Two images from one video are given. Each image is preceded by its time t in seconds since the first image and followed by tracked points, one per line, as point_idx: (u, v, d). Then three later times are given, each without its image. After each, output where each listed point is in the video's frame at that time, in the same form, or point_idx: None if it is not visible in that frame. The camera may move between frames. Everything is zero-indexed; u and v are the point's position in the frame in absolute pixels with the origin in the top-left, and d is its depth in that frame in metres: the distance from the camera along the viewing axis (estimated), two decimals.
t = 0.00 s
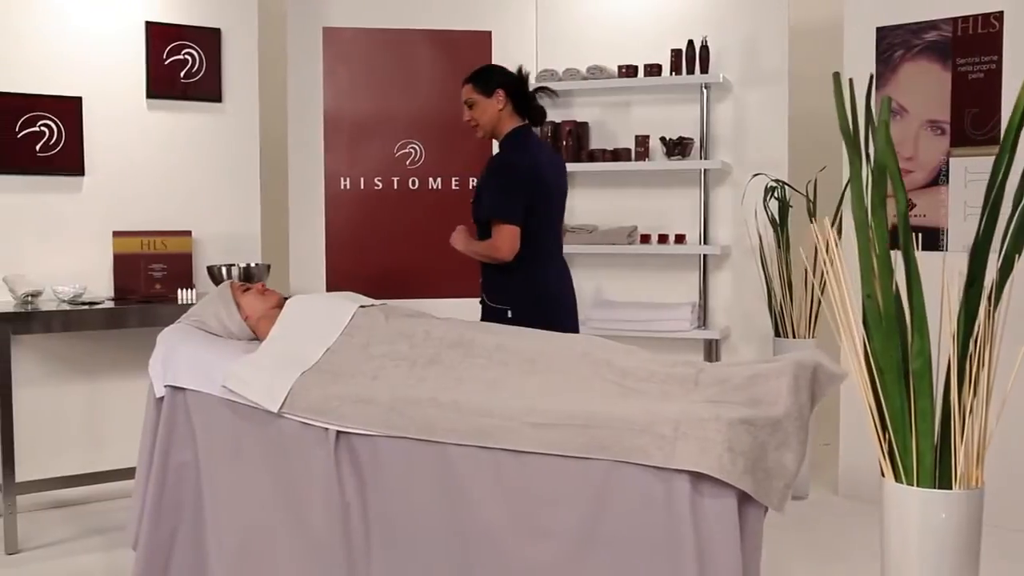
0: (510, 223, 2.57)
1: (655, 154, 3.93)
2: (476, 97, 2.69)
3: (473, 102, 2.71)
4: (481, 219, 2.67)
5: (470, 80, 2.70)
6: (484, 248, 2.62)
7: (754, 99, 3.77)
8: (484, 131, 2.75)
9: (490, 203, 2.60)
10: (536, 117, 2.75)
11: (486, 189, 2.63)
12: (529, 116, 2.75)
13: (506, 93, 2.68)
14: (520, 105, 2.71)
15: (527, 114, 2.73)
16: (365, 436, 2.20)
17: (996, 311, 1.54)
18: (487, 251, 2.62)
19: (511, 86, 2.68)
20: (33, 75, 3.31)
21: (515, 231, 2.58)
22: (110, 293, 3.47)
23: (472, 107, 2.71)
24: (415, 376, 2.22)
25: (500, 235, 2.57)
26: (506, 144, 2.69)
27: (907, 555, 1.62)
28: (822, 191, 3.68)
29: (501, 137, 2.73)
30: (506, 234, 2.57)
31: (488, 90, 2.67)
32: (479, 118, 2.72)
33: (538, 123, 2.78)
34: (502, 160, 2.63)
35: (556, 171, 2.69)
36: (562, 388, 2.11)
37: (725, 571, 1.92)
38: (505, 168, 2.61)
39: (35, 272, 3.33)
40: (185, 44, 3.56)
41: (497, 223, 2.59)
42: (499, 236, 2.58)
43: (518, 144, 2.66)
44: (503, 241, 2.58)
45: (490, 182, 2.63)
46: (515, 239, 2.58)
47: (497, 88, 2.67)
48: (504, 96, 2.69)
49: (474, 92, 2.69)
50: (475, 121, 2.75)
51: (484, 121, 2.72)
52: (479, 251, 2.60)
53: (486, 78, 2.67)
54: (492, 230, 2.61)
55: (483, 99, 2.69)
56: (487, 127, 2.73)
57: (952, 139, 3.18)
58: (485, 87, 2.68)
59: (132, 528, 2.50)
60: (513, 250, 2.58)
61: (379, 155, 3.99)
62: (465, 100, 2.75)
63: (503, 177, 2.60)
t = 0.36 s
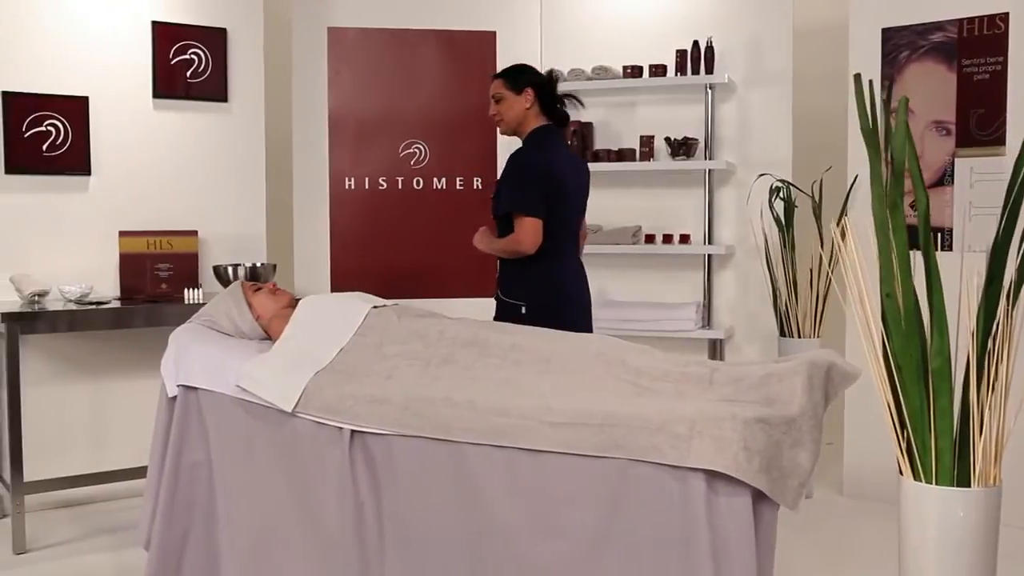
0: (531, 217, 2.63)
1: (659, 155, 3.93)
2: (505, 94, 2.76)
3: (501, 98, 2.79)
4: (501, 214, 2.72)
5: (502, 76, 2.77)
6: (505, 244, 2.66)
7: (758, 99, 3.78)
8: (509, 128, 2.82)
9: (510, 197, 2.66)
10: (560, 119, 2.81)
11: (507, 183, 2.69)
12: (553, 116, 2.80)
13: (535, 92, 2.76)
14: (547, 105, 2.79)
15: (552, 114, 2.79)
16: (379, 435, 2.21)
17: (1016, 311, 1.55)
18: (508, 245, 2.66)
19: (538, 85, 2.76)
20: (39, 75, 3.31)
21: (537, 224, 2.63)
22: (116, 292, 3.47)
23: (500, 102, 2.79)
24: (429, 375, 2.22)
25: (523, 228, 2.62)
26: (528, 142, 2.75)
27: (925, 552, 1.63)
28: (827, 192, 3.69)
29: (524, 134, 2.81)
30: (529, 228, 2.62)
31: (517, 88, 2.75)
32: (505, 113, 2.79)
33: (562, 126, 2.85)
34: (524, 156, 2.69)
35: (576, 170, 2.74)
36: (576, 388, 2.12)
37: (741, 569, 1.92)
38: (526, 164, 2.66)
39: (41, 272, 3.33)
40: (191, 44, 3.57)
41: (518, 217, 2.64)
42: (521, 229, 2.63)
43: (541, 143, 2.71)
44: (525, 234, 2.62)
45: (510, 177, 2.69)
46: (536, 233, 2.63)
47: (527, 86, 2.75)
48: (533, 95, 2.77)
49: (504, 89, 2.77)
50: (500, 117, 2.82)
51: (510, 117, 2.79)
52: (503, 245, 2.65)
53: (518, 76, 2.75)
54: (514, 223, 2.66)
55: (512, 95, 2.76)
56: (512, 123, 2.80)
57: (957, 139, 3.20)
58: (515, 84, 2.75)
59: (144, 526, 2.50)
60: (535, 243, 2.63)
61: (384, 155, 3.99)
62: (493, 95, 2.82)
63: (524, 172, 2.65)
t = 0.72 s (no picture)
0: (534, 218, 2.64)
1: (659, 155, 3.94)
2: (520, 93, 2.80)
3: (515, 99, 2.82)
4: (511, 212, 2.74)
5: (515, 79, 2.81)
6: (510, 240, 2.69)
7: (758, 99, 3.79)
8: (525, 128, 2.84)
9: (518, 195, 2.69)
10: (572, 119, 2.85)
11: (515, 182, 2.72)
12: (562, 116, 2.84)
13: (549, 91, 2.80)
14: (560, 105, 2.83)
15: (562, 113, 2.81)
16: (387, 435, 2.21)
17: None
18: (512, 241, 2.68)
19: (551, 86, 2.80)
20: (41, 75, 3.31)
21: (540, 226, 2.64)
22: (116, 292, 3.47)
23: (515, 103, 2.81)
24: (438, 375, 2.23)
25: (526, 229, 2.64)
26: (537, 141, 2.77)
27: (936, 550, 1.64)
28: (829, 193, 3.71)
29: (540, 134, 2.82)
30: (531, 229, 2.64)
31: (532, 87, 2.78)
32: (521, 113, 2.82)
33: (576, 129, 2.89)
34: (533, 155, 2.71)
35: (586, 171, 2.76)
36: (584, 387, 2.12)
37: (750, 568, 1.93)
38: (535, 164, 2.68)
39: (42, 272, 3.33)
40: (192, 43, 3.57)
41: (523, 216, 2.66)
42: (524, 230, 2.65)
43: (550, 142, 2.73)
44: (528, 235, 2.64)
45: (519, 176, 2.71)
46: (538, 234, 2.65)
47: (541, 85, 2.79)
48: (548, 94, 2.80)
49: (519, 88, 2.80)
50: (516, 118, 2.84)
51: (525, 117, 2.81)
52: (506, 243, 2.68)
53: (532, 76, 2.79)
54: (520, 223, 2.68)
55: (527, 94, 2.79)
56: (528, 123, 2.82)
57: (956, 140, 3.22)
58: (527, 85, 2.79)
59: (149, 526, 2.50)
60: (536, 245, 2.64)
61: (384, 155, 3.99)
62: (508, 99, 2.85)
63: (533, 172, 2.68)
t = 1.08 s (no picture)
0: (523, 219, 2.67)
1: (659, 155, 3.95)
2: (519, 95, 2.81)
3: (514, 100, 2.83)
4: (505, 210, 2.77)
5: (515, 81, 2.83)
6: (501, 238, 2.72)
7: (757, 100, 3.80)
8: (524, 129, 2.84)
9: (512, 196, 2.71)
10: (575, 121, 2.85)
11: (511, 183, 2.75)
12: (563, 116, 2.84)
13: (548, 92, 2.80)
14: (560, 107, 2.83)
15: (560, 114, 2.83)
16: (393, 435, 2.22)
17: None
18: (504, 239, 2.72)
19: (552, 88, 2.80)
20: (41, 75, 3.30)
21: (529, 226, 2.68)
22: (116, 292, 3.48)
23: (513, 104, 2.83)
24: (443, 374, 2.23)
25: (516, 229, 2.68)
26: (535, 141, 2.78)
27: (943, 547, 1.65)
28: (828, 193, 3.72)
29: (538, 136, 2.82)
30: (521, 229, 2.67)
31: (530, 88, 2.79)
32: (519, 114, 2.82)
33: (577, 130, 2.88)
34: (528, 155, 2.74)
35: (584, 171, 2.77)
36: (590, 387, 2.13)
37: (757, 567, 1.94)
38: (529, 164, 2.71)
39: (43, 272, 3.32)
40: (192, 43, 3.58)
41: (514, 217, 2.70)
42: (514, 230, 2.68)
43: (545, 142, 2.74)
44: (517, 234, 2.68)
45: (513, 178, 2.74)
46: (527, 233, 2.69)
47: (540, 87, 2.79)
48: (546, 95, 2.80)
49: (518, 90, 2.81)
50: (515, 119, 2.85)
51: (524, 118, 2.82)
52: (498, 241, 2.72)
53: (531, 78, 2.80)
54: (510, 221, 2.71)
55: (525, 95, 2.80)
56: (526, 124, 2.83)
57: (956, 140, 3.24)
58: (526, 87, 2.80)
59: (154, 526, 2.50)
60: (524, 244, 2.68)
61: (383, 155, 4.00)
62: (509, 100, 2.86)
63: (526, 172, 2.70)
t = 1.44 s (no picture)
0: (528, 219, 2.69)
1: (658, 155, 3.95)
2: (519, 97, 2.81)
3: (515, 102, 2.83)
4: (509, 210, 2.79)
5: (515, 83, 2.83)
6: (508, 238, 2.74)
7: (756, 100, 3.81)
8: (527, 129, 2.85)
9: (515, 196, 2.73)
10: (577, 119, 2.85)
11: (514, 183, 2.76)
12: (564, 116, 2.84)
13: (548, 92, 2.80)
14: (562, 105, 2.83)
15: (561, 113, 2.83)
16: (398, 434, 2.22)
17: None
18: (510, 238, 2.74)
19: (552, 88, 2.79)
20: (42, 75, 3.30)
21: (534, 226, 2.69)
22: (117, 293, 3.48)
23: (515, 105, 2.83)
24: (448, 374, 2.24)
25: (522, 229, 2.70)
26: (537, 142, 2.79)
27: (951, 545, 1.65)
28: (829, 191, 3.79)
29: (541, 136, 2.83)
30: (526, 230, 2.69)
31: (530, 89, 2.79)
32: (521, 115, 2.83)
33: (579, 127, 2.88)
34: (529, 155, 2.75)
35: (586, 169, 2.77)
36: (595, 387, 2.13)
37: (761, 566, 1.94)
38: (530, 164, 2.72)
39: (45, 272, 3.32)
40: (192, 44, 3.59)
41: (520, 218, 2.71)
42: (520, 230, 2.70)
43: (546, 142, 2.75)
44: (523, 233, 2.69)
45: (518, 177, 2.75)
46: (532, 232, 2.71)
47: (540, 88, 2.79)
48: (546, 95, 2.80)
49: (518, 92, 2.82)
50: (517, 120, 2.86)
51: (526, 120, 2.83)
52: (503, 242, 2.74)
53: (531, 79, 2.80)
54: (515, 221, 2.73)
55: (525, 97, 2.80)
56: (528, 124, 2.83)
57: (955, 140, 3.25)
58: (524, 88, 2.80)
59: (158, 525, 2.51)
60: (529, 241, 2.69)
61: (383, 155, 4.00)
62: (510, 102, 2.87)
63: (527, 172, 2.72)
